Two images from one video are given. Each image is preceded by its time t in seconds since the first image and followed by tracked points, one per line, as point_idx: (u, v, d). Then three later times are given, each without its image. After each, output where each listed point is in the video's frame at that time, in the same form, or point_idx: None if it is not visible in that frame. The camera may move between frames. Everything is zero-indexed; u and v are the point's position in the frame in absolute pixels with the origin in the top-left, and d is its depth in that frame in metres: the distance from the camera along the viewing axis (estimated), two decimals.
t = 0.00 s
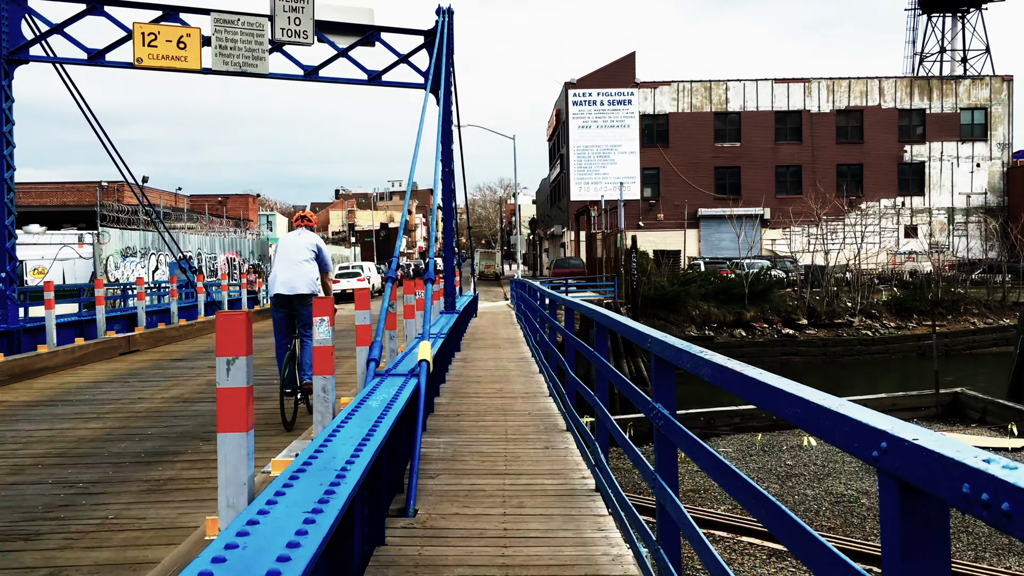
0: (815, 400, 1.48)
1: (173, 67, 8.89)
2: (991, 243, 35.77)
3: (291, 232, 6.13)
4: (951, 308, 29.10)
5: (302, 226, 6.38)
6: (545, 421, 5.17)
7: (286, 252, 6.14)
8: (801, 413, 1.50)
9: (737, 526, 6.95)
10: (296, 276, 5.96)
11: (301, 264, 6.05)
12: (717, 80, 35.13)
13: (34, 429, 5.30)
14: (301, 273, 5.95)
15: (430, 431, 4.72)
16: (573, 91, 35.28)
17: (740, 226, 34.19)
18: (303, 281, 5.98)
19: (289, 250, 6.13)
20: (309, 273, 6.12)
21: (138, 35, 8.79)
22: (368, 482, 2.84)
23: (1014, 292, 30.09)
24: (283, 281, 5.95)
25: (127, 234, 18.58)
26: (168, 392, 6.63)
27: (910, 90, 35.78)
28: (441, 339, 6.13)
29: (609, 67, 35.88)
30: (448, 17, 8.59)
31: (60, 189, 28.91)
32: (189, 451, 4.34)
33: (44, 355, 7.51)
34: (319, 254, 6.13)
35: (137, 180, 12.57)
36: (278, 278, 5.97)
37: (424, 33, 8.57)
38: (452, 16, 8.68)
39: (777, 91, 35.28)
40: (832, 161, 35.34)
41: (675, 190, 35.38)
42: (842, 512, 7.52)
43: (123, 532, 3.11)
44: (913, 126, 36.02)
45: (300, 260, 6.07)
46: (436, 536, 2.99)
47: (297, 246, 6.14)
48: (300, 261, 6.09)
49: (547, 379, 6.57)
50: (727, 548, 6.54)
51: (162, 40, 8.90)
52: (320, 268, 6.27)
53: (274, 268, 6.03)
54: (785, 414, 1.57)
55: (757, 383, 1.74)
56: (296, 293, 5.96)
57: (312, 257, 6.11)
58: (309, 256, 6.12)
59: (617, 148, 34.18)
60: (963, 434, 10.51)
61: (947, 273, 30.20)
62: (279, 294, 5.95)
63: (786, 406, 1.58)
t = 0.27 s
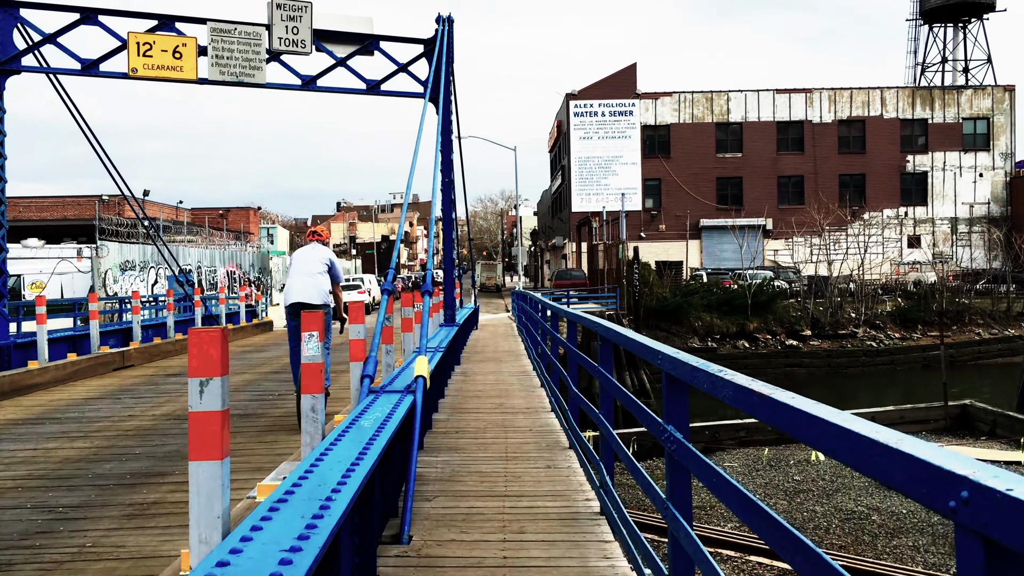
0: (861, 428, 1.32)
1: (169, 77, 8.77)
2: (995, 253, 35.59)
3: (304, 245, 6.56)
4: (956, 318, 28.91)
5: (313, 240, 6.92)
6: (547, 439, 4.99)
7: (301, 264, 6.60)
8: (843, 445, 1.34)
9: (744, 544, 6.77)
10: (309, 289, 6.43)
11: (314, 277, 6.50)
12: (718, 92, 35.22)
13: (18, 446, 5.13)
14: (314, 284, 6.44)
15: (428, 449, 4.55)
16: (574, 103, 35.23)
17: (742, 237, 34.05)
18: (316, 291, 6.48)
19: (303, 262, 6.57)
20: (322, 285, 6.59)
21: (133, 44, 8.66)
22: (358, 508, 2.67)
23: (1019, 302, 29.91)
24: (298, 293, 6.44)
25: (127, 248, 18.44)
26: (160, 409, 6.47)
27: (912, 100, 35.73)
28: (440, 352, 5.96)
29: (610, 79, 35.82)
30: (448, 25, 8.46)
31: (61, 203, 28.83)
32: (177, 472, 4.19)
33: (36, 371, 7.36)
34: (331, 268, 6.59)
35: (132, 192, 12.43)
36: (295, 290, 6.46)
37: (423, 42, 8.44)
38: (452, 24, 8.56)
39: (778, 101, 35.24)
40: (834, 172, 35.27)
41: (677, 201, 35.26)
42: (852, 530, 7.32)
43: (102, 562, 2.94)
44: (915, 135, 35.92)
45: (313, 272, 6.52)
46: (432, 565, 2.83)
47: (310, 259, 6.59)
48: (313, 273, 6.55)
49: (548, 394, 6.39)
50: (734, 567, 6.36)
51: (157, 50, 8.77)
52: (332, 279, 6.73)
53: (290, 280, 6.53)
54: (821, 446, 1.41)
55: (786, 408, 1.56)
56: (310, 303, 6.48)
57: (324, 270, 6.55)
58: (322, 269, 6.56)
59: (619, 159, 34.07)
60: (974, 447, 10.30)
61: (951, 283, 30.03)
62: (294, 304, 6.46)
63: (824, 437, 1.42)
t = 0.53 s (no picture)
0: (915, 478, 1.13)
1: (164, 86, 8.67)
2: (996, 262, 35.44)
3: (312, 258, 6.57)
4: (957, 328, 28.74)
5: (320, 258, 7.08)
6: (547, 457, 4.84)
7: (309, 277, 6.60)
8: (894, 499, 1.14)
9: (749, 562, 6.62)
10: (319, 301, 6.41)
11: (324, 289, 6.49)
12: (718, 101, 35.14)
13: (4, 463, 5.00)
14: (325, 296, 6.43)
15: (425, 468, 4.41)
16: (574, 112, 35.16)
17: (742, 246, 33.94)
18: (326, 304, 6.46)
19: (312, 274, 6.58)
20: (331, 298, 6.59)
21: (127, 53, 8.57)
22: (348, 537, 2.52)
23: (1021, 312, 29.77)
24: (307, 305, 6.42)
25: (124, 259, 18.29)
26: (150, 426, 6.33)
27: (912, 109, 35.66)
28: (437, 366, 5.82)
29: (610, 88, 35.76)
30: (446, 34, 8.35)
31: (60, 214, 28.73)
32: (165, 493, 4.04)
33: (26, 385, 7.22)
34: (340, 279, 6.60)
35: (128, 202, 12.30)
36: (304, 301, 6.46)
37: (421, 50, 8.33)
38: (451, 32, 8.45)
39: (778, 111, 35.18)
40: (834, 181, 35.19)
41: (677, 211, 35.15)
42: (860, 547, 7.17)
43: None
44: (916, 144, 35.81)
45: (323, 285, 6.52)
46: None
47: (319, 272, 6.59)
48: (322, 285, 6.54)
49: (548, 408, 6.26)
50: None
51: (151, 59, 8.69)
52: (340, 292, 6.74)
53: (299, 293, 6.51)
54: (866, 499, 1.21)
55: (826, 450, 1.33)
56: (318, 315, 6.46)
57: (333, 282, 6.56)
58: (332, 281, 6.56)
59: (619, 169, 33.96)
60: (980, 460, 10.13)
61: (953, 293, 29.89)
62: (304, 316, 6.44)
63: (870, 487, 1.21)
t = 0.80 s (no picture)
0: (970, 527, 0.95)
1: (154, 95, 8.56)
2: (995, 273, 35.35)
3: (322, 272, 6.86)
4: (957, 340, 28.62)
5: (324, 270, 7.53)
6: (546, 477, 4.68)
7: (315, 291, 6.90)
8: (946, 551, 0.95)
9: None
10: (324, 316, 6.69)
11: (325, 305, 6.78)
12: (716, 112, 35.09)
13: None
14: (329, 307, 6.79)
15: (419, 490, 4.25)
16: (572, 124, 35.09)
17: (740, 258, 33.83)
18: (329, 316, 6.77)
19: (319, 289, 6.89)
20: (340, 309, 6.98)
21: (116, 62, 8.45)
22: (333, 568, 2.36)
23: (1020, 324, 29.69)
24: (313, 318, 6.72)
25: (118, 271, 18.10)
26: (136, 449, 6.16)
27: (910, 121, 35.66)
28: (434, 381, 5.66)
29: (608, 100, 35.74)
30: (443, 43, 8.21)
31: (54, 226, 28.54)
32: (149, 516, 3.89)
33: (12, 402, 7.04)
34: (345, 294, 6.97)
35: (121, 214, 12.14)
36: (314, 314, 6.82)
37: (416, 60, 8.19)
38: (447, 41, 8.32)
39: (776, 122, 35.17)
40: (832, 192, 35.14)
41: (675, 222, 35.02)
42: (866, 567, 7.00)
43: None
44: (913, 156, 35.79)
45: (330, 299, 6.90)
46: None
47: (327, 285, 6.93)
48: (329, 298, 6.92)
49: (547, 426, 6.07)
50: None
51: (142, 68, 8.58)
52: (345, 305, 7.14)
53: (307, 305, 6.84)
54: (909, 550, 1.02)
55: (883, 500, 1.06)
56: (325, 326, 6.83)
57: (340, 296, 6.94)
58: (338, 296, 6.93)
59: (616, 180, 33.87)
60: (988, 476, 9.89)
61: (952, 305, 29.79)
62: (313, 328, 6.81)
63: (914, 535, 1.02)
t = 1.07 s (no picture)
0: None
1: (142, 104, 8.46)
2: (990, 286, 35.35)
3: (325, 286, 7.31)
4: (953, 353, 28.54)
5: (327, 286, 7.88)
6: (545, 496, 4.51)
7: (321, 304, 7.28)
8: None
9: None
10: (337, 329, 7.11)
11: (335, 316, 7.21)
12: (710, 125, 35.08)
13: None
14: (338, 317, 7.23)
15: (412, 510, 4.08)
16: (566, 136, 35.06)
17: (735, 270, 33.76)
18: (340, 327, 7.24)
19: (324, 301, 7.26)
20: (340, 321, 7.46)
21: (103, 71, 8.33)
22: None
23: (1016, 336, 29.63)
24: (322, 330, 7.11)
25: (108, 283, 17.90)
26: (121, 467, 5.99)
27: (904, 133, 35.68)
28: (429, 396, 5.50)
29: (601, 112, 35.72)
30: (436, 50, 8.07)
31: (46, 239, 28.37)
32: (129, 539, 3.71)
33: None
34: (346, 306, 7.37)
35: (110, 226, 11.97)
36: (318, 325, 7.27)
37: (410, 68, 8.05)
38: (441, 49, 8.18)
39: (770, 135, 35.20)
40: (826, 205, 35.14)
41: (669, 235, 34.93)
42: None
43: None
44: (908, 168, 35.83)
45: (333, 311, 7.33)
46: None
47: (330, 298, 7.37)
48: (332, 310, 7.34)
49: (545, 442, 5.91)
50: None
51: (129, 76, 8.47)
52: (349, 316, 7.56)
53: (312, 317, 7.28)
54: None
55: (987, 559, 0.88)
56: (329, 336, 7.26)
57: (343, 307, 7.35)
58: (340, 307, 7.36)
59: (610, 193, 33.88)
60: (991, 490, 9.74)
61: (948, 317, 29.75)
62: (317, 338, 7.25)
63: None
